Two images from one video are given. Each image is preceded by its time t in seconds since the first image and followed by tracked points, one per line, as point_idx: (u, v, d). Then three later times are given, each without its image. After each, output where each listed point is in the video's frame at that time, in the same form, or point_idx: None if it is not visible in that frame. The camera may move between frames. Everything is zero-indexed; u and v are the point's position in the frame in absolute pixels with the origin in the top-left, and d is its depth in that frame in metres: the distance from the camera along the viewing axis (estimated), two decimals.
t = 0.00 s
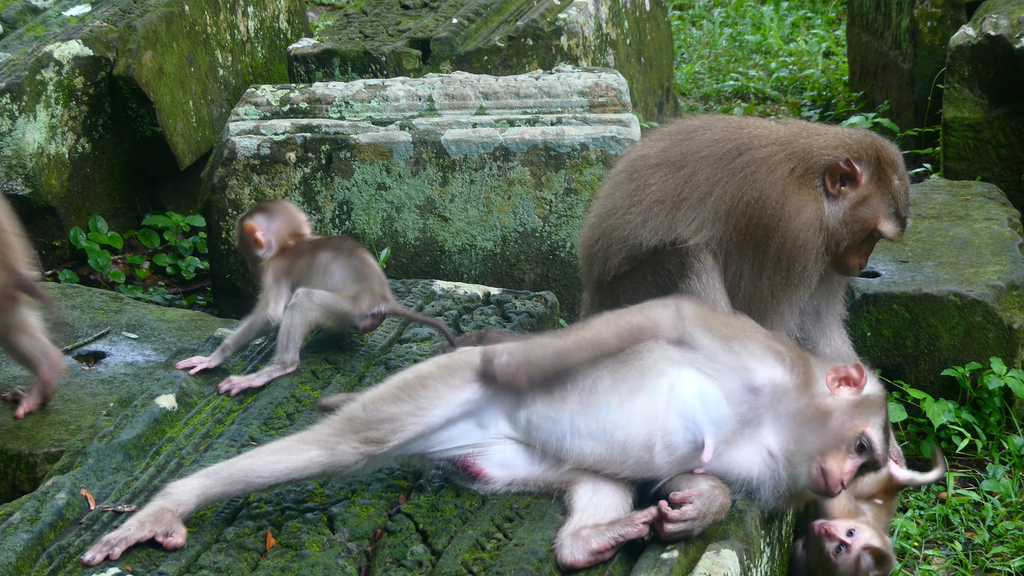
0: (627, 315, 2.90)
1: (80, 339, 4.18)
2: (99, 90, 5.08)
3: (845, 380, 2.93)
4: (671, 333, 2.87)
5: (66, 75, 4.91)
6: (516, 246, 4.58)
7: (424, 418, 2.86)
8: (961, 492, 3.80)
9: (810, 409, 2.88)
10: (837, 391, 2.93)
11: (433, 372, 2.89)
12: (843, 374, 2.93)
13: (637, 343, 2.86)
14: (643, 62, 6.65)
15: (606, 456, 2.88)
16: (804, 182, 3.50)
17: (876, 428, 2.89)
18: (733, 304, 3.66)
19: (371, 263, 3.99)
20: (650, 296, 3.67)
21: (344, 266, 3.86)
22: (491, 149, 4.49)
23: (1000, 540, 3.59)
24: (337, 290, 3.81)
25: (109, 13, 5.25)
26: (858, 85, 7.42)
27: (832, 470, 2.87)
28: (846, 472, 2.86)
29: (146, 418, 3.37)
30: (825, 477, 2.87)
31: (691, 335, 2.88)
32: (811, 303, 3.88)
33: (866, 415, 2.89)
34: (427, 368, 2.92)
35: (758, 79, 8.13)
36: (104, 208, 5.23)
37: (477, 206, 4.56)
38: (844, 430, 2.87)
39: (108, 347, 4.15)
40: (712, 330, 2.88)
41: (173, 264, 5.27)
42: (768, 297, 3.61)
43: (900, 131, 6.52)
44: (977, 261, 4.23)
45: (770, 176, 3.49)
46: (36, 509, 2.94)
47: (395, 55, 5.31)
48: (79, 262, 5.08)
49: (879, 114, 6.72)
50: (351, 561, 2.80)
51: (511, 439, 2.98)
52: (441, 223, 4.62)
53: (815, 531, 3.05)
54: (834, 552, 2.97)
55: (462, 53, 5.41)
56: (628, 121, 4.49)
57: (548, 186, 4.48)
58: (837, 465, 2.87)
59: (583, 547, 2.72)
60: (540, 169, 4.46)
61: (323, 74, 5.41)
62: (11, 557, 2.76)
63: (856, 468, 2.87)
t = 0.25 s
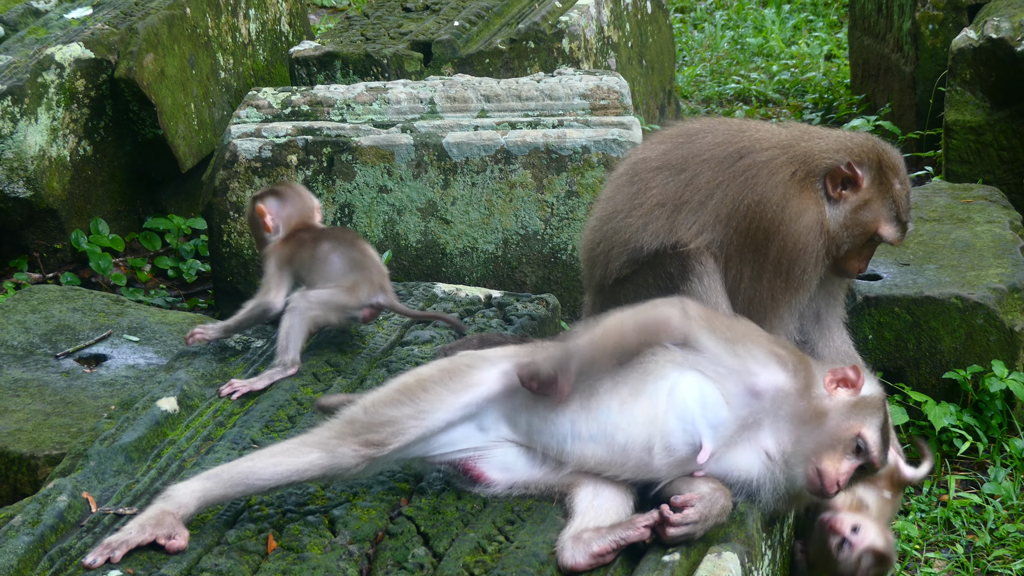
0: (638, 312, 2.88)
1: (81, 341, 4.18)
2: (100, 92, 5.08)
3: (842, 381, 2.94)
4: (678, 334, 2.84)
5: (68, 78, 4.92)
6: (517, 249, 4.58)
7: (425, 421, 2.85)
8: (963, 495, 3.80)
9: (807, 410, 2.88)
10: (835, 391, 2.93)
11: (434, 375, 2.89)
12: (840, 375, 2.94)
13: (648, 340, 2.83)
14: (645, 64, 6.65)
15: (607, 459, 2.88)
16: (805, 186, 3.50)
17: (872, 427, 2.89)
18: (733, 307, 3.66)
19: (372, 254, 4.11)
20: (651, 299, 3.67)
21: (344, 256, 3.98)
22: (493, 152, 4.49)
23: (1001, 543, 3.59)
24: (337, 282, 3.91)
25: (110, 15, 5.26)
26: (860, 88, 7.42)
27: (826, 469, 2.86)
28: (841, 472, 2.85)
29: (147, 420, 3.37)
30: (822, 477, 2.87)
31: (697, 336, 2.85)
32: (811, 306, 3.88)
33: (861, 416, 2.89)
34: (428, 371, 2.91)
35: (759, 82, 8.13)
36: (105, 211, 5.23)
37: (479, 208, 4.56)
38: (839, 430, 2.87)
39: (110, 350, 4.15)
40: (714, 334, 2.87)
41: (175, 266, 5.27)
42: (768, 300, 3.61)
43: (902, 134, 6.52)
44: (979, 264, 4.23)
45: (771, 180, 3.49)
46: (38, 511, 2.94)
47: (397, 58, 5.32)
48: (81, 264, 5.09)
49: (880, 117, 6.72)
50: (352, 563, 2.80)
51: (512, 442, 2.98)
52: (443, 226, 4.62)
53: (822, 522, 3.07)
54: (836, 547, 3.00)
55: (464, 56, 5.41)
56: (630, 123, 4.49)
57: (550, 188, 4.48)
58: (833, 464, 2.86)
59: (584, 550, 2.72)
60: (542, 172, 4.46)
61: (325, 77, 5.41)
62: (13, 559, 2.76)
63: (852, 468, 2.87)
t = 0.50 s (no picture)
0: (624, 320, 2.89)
1: (81, 344, 4.18)
2: (100, 94, 5.07)
3: (836, 380, 2.94)
4: (671, 338, 2.83)
5: (67, 80, 4.91)
6: (517, 251, 4.58)
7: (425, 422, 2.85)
8: (962, 496, 3.80)
9: (800, 409, 2.87)
10: (827, 391, 2.93)
11: (433, 376, 2.89)
12: (834, 375, 2.94)
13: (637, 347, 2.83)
14: (644, 67, 6.65)
15: (606, 459, 2.88)
16: (804, 185, 3.50)
17: (864, 425, 2.83)
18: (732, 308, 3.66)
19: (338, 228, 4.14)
20: (650, 300, 3.67)
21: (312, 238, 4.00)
22: (492, 154, 4.49)
23: (1001, 545, 3.58)
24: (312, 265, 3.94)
25: (109, 17, 5.26)
26: (860, 89, 7.42)
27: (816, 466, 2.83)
28: (831, 469, 2.81)
29: (146, 423, 3.37)
30: (813, 476, 2.83)
31: (692, 341, 2.85)
32: (811, 307, 3.90)
33: (852, 412, 2.85)
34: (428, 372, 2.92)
35: (759, 84, 8.13)
36: (104, 213, 5.23)
37: (478, 211, 4.56)
38: (829, 429, 2.84)
39: (109, 352, 4.15)
40: (712, 335, 2.87)
41: (175, 269, 5.26)
42: (767, 301, 3.61)
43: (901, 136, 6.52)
44: (979, 266, 4.23)
45: (769, 180, 3.49)
46: (37, 514, 2.95)
47: (397, 60, 5.33)
48: (80, 267, 5.10)
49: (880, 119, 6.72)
50: (351, 566, 2.79)
51: (511, 442, 2.99)
52: (442, 228, 4.61)
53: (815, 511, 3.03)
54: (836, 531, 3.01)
55: (463, 58, 5.42)
56: (629, 125, 4.50)
57: (549, 191, 4.48)
58: (822, 461, 2.82)
59: (583, 552, 2.71)
60: (541, 174, 4.46)
61: (325, 79, 5.41)
62: (12, 562, 2.76)
63: (844, 466, 2.81)
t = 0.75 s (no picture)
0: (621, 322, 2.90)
1: (79, 346, 4.18)
2: (98, 97, 5.07)
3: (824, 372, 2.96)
4: (666, 343, 2.84)
5: (65, 83, 4.91)
6: (515, 253, 4.57)
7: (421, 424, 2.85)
8: (961, 498, 3.80)
9: (795, 407, 2.88)
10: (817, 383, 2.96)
11: (429, 379, 2.89)
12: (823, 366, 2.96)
13: (633, 354, 2.84)
14: (643, 69, 6.65)
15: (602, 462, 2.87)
16: (799, 187, 3.50)
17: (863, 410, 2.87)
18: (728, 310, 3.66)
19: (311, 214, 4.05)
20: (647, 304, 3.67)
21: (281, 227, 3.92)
22: (490, 156, 4.49)
23: (999, 547, 3.59)
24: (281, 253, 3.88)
25: (107, 20, 5.26)
26: (857, 91, 7.42)
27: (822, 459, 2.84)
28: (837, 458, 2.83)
29: (145, 426, 3.37)
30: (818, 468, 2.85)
31: (686, 344, 2.85)
32: (808, 309, 3.90)
33: (849, 400, 2.89)
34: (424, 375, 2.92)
35: (757, 85, 8.13)
36: (102, 216, 5.22)
37: (476, 213, 4.56)
38: (827, 419, 2.87)
39: (107, 355, 4.15)
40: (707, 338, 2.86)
41: (172, 271, 5.26)
42: (763, 303, 3.61)
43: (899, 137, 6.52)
44: (977, 268, 4.23)
45: (765, 182, 3.49)
46: (35, 517, 2.94)
47: (394, 62, 5.32)
48: (78, 269, 5.10)
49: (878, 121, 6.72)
50: (349, 569, 2.79)
51: (507, 445, 2.98)
52: (440, 230, 4.61)
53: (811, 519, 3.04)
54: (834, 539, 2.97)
55: (461, 60, 5.43)
56: (627, 127, 4.50)
57: (547, 193, 4.48)
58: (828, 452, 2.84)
59: (581, 555, 2.71)
60: (539, 176, 4.47)
61: (323, 81, 5.41)
62: (10, 565, 2.76)
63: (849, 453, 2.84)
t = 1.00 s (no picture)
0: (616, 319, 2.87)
1: (75, 349, 4.18)
2: (94, 99, 5.08)
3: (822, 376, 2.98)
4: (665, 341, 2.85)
5: (61, 86, 4.91)
6: (512, 256, 4.57)
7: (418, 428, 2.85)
8: (957, 500, 3.79)
9: (793, 409, 2.89)
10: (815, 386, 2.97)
11: (426, 382, 2.89)
12: (819, 370, 2.98)
13: (627, 352, 2.82)
14: (640, 71, 6.65)
15: (599, 464, 2.88)
16: (797, 191, 3.50)
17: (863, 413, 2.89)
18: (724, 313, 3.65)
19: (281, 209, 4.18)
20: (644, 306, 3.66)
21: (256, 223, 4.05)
22: (487, 159, 4.49)
23: (996, 549, 3.59)
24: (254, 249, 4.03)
25: (104, 23, 5.27)
26: (854, 93, 7.42)
27: (826, 462, 2.84)
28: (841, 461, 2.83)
29: (141, 429, 3.37)
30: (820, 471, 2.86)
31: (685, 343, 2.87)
32: (805, 313, 3.90)
33: (848, 402, 2.90)
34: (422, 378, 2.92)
35: (754, 87, 8.13)
36: (99, 218, 5.21)
37: (473, 215, 4.56)
38: (828, 421, 2.89)
39: (104, 358, 4.15)
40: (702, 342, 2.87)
41: (169, 274, 5.25)
42: (760, 306, 3.61)
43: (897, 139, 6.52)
44: (973, 270, 4.23)
45: (762, 185, 3.48)
46: (31, 521, 2.94)
47: (391, 65, 5.31)
48: (75, 272, 5.09)
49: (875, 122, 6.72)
50: (345, 573, 2.79)
51: (503, 448, 2.98)
52: (437, 233, 4.61)
53: (823, 509, 3.04)
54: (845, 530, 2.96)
55: (458, 63, 5.43)
56: (624, 130, 4.50)
57: (544, 196, 4.48)
58: (831, 455, 2.85)
59: (577, 558, 2.71)
60: (536, 179, 4.47)
61: (319, 84, 5.41)
62: (5, 569, 2.76)
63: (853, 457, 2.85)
